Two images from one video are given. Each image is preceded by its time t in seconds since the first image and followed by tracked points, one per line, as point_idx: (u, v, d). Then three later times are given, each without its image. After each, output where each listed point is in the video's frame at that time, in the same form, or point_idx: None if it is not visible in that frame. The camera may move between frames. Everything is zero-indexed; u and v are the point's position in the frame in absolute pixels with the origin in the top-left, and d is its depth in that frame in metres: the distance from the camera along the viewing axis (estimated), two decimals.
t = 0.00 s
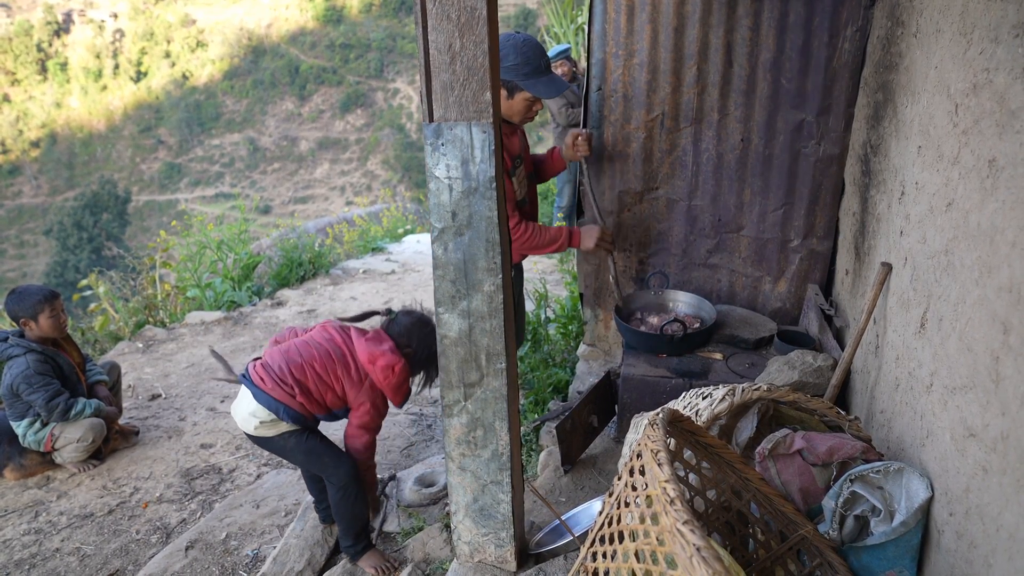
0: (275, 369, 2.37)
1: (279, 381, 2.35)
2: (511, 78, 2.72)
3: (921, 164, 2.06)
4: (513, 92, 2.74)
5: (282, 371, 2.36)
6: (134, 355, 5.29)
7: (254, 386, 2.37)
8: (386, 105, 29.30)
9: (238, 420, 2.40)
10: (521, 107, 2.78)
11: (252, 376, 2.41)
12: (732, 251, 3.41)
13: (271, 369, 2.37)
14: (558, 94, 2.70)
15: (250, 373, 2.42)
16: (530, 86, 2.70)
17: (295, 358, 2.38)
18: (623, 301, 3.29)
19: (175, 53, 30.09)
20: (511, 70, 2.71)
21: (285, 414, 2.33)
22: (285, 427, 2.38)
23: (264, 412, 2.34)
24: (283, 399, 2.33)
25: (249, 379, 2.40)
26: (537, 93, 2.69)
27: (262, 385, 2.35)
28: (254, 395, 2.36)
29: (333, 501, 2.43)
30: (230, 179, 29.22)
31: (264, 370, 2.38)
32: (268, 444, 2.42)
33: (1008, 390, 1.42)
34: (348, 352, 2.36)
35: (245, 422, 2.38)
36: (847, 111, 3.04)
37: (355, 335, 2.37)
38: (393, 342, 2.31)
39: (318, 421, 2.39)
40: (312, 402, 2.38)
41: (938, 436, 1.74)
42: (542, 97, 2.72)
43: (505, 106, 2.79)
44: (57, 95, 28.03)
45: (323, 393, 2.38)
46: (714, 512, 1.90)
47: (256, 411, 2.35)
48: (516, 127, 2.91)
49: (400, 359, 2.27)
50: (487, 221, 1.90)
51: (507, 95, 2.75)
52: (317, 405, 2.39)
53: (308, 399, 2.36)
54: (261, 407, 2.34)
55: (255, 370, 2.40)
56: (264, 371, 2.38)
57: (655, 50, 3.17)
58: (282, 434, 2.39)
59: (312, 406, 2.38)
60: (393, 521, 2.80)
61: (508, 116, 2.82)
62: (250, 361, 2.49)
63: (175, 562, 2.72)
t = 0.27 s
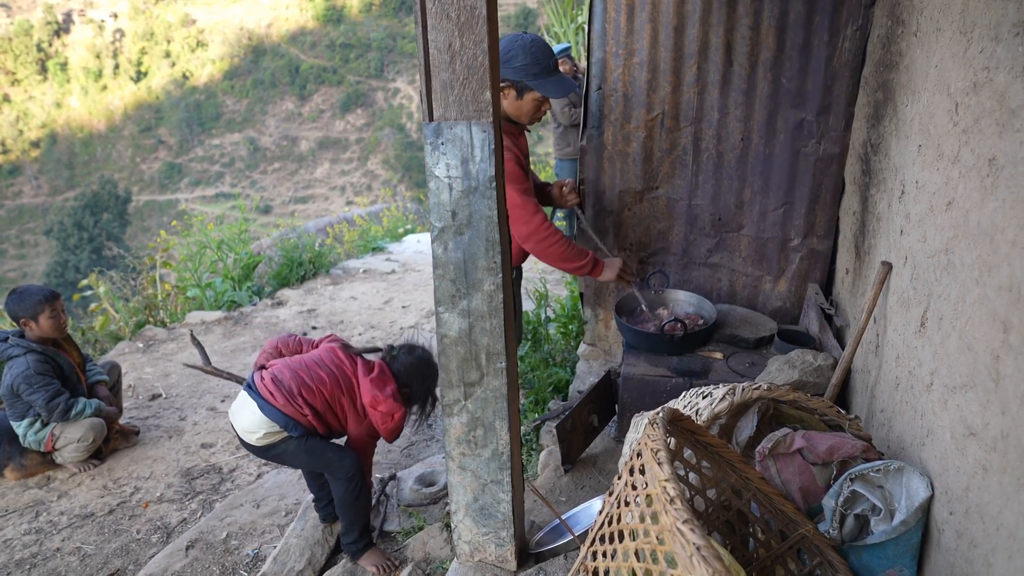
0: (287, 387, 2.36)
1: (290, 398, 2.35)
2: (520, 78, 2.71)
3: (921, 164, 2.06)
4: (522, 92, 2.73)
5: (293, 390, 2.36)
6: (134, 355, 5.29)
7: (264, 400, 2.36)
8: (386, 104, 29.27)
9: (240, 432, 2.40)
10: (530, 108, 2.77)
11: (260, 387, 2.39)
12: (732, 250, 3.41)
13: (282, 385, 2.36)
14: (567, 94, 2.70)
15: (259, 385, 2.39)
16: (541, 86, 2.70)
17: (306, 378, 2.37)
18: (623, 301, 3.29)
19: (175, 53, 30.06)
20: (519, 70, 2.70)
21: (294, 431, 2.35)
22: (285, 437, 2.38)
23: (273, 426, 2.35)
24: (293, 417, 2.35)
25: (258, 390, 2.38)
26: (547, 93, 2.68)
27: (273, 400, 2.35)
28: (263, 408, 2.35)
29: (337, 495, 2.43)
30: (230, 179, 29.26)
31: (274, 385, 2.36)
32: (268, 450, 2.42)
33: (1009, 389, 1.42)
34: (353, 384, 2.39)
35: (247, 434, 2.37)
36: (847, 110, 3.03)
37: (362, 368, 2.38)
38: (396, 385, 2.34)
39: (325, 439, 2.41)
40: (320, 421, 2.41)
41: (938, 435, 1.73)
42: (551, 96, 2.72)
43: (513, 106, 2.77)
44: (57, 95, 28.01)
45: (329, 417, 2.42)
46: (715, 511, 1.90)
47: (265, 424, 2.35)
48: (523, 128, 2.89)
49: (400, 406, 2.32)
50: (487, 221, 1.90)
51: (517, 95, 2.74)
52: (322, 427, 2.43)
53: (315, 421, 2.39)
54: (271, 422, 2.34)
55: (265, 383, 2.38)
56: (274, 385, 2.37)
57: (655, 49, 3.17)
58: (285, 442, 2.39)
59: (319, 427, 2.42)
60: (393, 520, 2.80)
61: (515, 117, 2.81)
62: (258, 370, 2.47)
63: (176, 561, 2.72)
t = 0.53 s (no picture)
0: (283, 376, 2.34)
1: (287, 388, 2.33)
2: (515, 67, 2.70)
3: (921, 163, 2.06)
4: (519, 81, 2.73)
5: (290, 379, 2.34)
6: (135, 354, 5.30)
7: (261, 391, 2.34)
8: (386, 104, 29.28)
9: (241, 425, 2.38)
10: (526, 97, 2.75)
11: (257, 380, 2.38)
12: (732, 249, 3.40)
13: (278, 376, 2.35)
14: (564, 79, 2.73)
15: (256, 378, 2.39)
16: (539, 72, 2.72)
17: (302, 367, 2.36)
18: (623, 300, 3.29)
19: (176, 52, 30.05)
20: (516, 59, 2.70)
21: (294, 420, 2.32)
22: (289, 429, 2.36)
23: (272, 418, 2.32)
24: (292, 406, 2.32)
25: (255, 384, 2.37)
26: (546, 79, 2.70)
27: (270, 391, 2.33)
28: (261, 400, 2.33)
29: (340, 493, 2.43)
30: (230, 178, 29.35)
31: (271, 376, 2.35)
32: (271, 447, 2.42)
33: (1009, 388, 1.42)
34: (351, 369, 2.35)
35: (248, 428, 2.36)
36: (847, 109, 3.03)
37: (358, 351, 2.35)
38: (395, 367, 2.28)
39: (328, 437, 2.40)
40: (319, 409, 2.38)
41: (938, 434, 1.73)
42: (548, 83, 2.74)
43: (509, 97, 2.75)
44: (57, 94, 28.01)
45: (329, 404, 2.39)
46: (715, 511, 1.90)
47: (264, 416, 2.33)
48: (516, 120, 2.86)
49: (399, 386, 2.27)
50: (487, 220, 1.90)
51: (513, 84, 2.73)
52: (323, 414, 2.40)
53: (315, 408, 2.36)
54: (269, 413, 2.32)
55: (262, 376, 2.37)
56: (271, 377, 2.36)
57: (655, 48, 3.17)
58: (287, 434, 2.37)
59: (319, 415, 2.39)
60: (393, 519, 2.80)
61: (511, 108, 2.77)
62: (255, 364, 2.46)
63: (176, 561, 2.73)
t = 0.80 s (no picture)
0: (275, 370, 2.32)
1: (283, 379, 2.31)
2: (523, 66, 2.72)
3: (922, 161, 2.05)
4: (525, 80, 2.74)
5: (282, 369, 2.32)
6: (134, 354, 5.30)
7: (260, 391, 2.33)
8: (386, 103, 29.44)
9: (252, 428, 2.36)
10: (531, 97, 2.78)
11: (253, 382, 2.36)
12: (732, 248, 3.40)
13: (270, 371, 2.33)
14: (571, 79, 2.72)
15: (251, 381, 2.37)
16: (545, 72, 2.71)
17: (287, 352, 2.33)
18: (623, 300, 3.28)
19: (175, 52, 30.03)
20: (523, 58, 2.72)
21: (301, 407, 2.31)
22: (304, 422, 2.36)
23: (280, 413, 2.31)
24: (294, 395, 2.31)
25: (252, 387, 2.36)
26: (552, 79, 2.70)
27: (269, 388, 2.31)
28: (263, 399, 2.32)
29: (348, 494, 2.42)
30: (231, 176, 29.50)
31: (266, 374, 2.33)
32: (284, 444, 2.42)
33: (1010, 388, 1.41)
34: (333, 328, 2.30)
35: (262, 428, 2.33)
36: (847, 108, 3.03)
37: (333, 308, 2.29)
38: (369, 302, 2.21)
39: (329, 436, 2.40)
40: (321, 386, 2.36)
41: (939, 434, 1.73)
42: (554, 83, 2.73)
43: (514, 96, 2.77)
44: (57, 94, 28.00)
45: (329, 373, 2.34)
46: (715, 510, 1.90)
47: (273, 414, 2.31)
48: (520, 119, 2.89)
49: (380, 318, 2.21)
50: (487, 219, 1.89)
51: (519, 83, 2.74)
52: (328, 384, 2.36)
53: (317, 387, 2.34)
54: (274, 409, 2.31)
55: (256, 376, 2.35)
56: (265, 374, 2.34)
57: (655, 47, 3.17)
58: (302, 429, 2.36)
59: (324, 390, 2.36)
60: (393, 519, 2.79)
61: (517, 107, 2.81)
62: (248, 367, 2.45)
63: (176, 561, 2.73)
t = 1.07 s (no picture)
0: (281, 365, 2.32)
1: (291, 372, 2.32)
2: (534, 64, 2.72)
3: (922, 161, 2.05)
4: (536, 79, 2.75)
5: (287, 363, 2.32)
6: (134, 353, 5.29)
7: (275, 389, 2.34)
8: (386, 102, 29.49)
9: (278, 423, 2.39)
10: (542, 95, 2.79)
11: (265, 381, 2.38)
12: (732, 248, 3.40)
13: (277, 367, 2.33)
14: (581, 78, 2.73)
15: (263, 381, 2.38)
16: (556, 71, 2.72)
17: (283, 344, 2.32)
18: (623, 299, 3.28)
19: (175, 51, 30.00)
20: (534, 57, 2.71)
21: (318, 393, 2.33)
22: (331, 410, 2.38)
23: (303, 404, 2.33)
24: (307, 384, 2.32)
25: (265, 387, 2.37)
26: (563, 77, 2.70)
27: (282, 385, 2.33)
28: (280, 396, 2.34)
29: (359, 488, 2.43)
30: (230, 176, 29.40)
31: (274, 371, 2.34)
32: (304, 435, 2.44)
33: (1010, 388, 1.41)
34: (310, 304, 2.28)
35: (291, 419, 2.36)
36: (847, 107, 3.02)
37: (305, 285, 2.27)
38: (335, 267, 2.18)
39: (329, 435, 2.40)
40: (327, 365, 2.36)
41: (939, 433, 1.73)
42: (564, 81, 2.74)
43: (524, 95, 2.79)
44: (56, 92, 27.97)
45: (328, 349, 2.34)
46: (715, 510, 1.89)
47: (297, 406, 2.33)
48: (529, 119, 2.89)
49: (348, 278, 2.17)
50: (487, 219, 1.89)
51: (530, 82, 2.76)
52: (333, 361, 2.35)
53: (324, 367, 2.34)
54: (294, 402, 2.33)
55: (266, 376, 2.36)
56: (273, 372, 2.34)
57: (655, 46, 3.16)
58: (330, 418, 2.39)
59: (331, 369, 2.36)
60: (392, 518, 2.79)
61: (528, 105, 2.82)
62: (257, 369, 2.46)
63: (175, 560, 2.72)
